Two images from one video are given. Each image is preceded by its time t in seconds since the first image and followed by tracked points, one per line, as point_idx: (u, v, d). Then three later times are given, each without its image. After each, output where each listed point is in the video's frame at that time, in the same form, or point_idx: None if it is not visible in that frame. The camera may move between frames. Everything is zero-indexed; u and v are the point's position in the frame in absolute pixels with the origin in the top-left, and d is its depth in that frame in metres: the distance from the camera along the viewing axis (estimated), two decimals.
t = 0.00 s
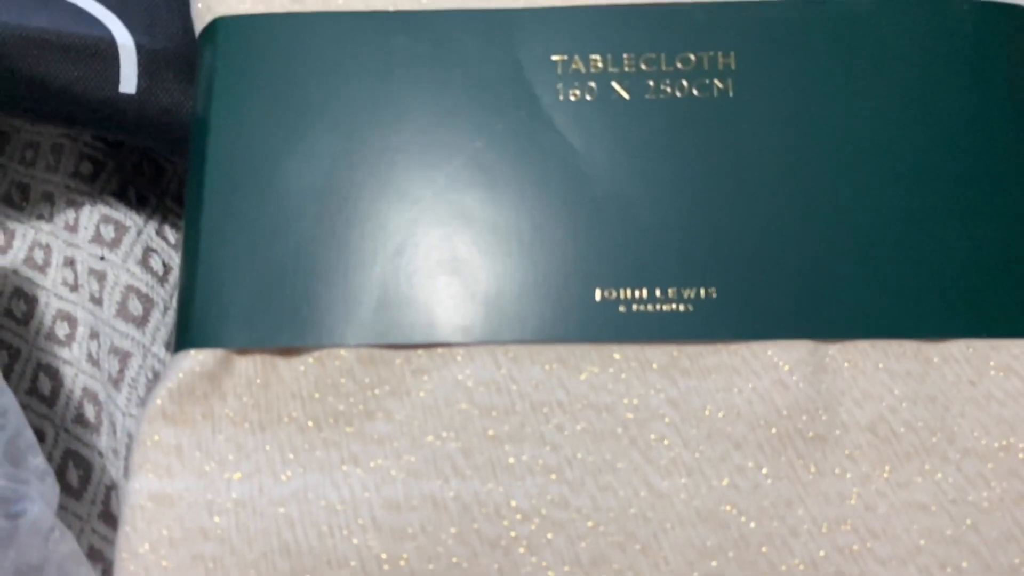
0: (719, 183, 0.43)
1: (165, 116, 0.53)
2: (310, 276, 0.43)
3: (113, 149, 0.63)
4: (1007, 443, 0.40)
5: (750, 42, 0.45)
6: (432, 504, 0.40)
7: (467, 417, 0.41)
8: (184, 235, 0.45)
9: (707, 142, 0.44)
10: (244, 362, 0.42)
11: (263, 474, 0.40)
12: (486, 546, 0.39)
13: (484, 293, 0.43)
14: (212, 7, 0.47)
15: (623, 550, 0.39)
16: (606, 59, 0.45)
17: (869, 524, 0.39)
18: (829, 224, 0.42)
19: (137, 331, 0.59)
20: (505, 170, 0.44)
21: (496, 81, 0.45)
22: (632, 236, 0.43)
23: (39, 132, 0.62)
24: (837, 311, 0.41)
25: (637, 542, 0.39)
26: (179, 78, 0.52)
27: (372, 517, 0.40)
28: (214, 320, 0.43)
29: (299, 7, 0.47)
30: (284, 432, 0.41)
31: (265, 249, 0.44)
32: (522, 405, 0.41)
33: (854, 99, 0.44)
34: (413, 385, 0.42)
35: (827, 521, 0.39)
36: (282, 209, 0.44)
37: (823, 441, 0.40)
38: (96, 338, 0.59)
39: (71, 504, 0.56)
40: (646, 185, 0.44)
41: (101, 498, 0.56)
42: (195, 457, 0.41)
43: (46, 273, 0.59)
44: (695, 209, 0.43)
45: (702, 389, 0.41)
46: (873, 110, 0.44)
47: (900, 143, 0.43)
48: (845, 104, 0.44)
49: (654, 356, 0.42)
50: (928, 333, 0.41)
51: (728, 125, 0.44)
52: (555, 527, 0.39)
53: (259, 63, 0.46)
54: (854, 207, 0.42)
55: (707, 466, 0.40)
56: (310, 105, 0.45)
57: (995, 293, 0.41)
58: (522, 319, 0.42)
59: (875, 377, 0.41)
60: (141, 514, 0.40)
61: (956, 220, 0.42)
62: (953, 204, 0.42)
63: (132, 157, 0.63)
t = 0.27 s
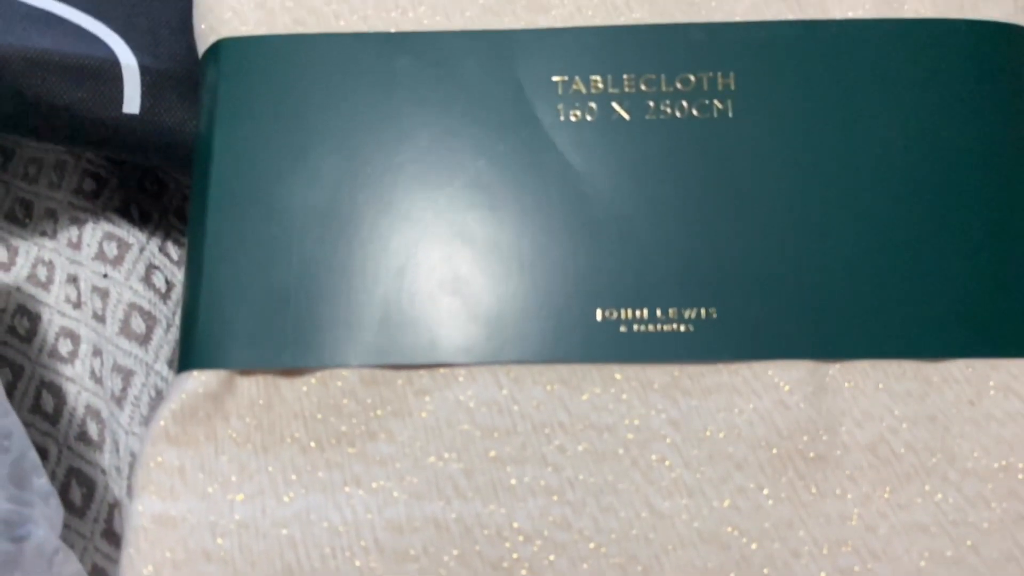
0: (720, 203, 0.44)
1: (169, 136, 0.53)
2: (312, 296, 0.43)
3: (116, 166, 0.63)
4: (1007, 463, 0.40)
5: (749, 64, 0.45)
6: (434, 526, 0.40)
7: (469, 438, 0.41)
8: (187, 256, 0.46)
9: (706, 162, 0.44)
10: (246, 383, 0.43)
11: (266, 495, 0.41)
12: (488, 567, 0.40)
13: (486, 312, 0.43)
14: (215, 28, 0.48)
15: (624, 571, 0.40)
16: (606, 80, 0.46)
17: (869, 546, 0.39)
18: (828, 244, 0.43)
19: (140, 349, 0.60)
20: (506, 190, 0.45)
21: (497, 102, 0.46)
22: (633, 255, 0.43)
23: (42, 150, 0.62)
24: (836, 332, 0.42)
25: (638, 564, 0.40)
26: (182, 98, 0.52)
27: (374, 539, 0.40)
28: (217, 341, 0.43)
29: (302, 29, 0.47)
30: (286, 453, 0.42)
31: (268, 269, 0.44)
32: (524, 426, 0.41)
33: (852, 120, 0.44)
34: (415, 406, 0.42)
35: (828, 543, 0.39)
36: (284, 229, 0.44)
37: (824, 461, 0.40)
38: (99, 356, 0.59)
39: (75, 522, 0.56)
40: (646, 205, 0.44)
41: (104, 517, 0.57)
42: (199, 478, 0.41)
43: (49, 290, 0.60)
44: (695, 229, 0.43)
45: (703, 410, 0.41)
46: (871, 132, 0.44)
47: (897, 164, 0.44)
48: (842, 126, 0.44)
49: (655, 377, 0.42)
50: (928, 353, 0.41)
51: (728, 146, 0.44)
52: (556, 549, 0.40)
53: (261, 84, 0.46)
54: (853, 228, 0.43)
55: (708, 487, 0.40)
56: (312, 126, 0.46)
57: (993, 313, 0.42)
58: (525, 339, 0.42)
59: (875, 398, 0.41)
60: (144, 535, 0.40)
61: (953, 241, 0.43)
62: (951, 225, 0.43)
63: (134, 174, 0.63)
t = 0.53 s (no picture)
0: (720, 223, 0.44)
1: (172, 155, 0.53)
2: (315, 316, 0.44)
3: (119, 183, 0.63)
4: (1007, 484, 0.41)
5: (749, 84, 0.45)
6: (437, 548, 0.41)
7: (471, 460, 0.42)
8: (190, 276, 0.46)
9: (707, 183, 0.44)
10: (249, 404, 0.43)
11: (269, 516, 0.41)
12: None
13: (487, 332, 0.43)
14: (217, 48, 0.48)
15: None
16: (607, 100, 0.46)
17: (869, 566, 0.40)
18: (828, 264, 0.43)
19: (142, 366, 0.60)
20: (506, 210, 0.45)
21: (498, 122, 0.46)
22: (634, 275, 0.43)
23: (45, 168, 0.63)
24: (836, 351, 0.42)
25: None
26: (185, 117, 0.52)
27: (378, 561, 0.41)
28: (220, 362, 0.43)
29: (304, 50, 0.47)
30: (289, 474, 0.42)
31: (270, 290, 0.44)
32: (526, 447, 0.42)
33: (851, 140, 0.44)
34: (417, 427, 0.42)
35: (828, 563, 0.40)
36: (287, 249, 0.45)
37: (824, 482, 0.41)
38: (102, 373, 0.59)
39: (77, 540, 0.56)
40: (647, 225, 0.44)
41: (107, 535, 0.57)
42: (202, 500, 0.42)
43: (52, 306, 0.60)
44: (695, 249, 0.43)
45: (703, 430, 0.42)
46: (870, 152, 0.44)
47: (896, 184, 0.44)
48: (842, 145, 0.44)
49: (656, 397, 0.42)
50: (927, 373, 0.42)
51: (728, 165, 0.44)
52: (559, 570, 0.40)
53: (262, 105, 0.46)
54: (853, 247, 0.43)
55: (710, 508, 0.41)
56: (314, 147, 0.46)
57: (992, 333, 0.42)
58: (526, 359, 0.43)
59: (875, 418, 0.42)
60: (148, 557, 0.41)
61: (952, 261, 0.43)
62: (950, 246, 0.43)
63: (136, 191, 0.64)
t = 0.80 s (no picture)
0: (720, 242, 0.44)
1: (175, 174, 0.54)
2: (317, 336, 0.44)
3: (121, 200, 0.64)
4: (1007, 503, 0.41)
5: (748, 104, 0.46)
6: (439, 568, 0.41)
7: (472, 480, 0.42)
8: (193, 296, 0.46)
9: (707, 202, 0.45)
10: (252, 424, 0.43)
11: (272, 537, 0.42)
12: None
13: (488, 351, 0.43)
14: (219, 69, 0.48)
15: None
16: (607, 119, 0.46)
17: None
18: (827, 282, 0.43)
19: (145, 384, 0.60)
20: (507, 230, 0.45)
21: (498, 142, 0.46)
22: (635, 294, 0.44)
23: (48, 184, 0.63)
24: (836, 370, 0.42)
25: None
26: (188, 137, 0.53)
27: None
28: (223, 383, 0.43)
29: (306, 70, 0.47)
30: (292, 494, 0.42)
31: (273, 310, 0.44)
32: (528, 467, 0.42)
33: (850, 159, 0.45)
34: (419, 447, 0.43)
35: None
36: (289, 269, 0.45)
37: (826, 502, 0.41)
38: (105, 391, 0.59)
39: (80, 558, 0.56)
40: (647, 244, 0.44)
41: (110, 553, 0.56)
42: (205, 520, 0.42)
43: (54, 323, 0.60)
44: (696, 268, 0.44)
45: (704, 450, 0.42)
46: (870, 171, 0.45)
47: (895, 202, 0.44)
48: (841, 164, 0.45)
49: (657, 416, 0.42)
50: (926, 392, 0.42)
51: (728, 184, 0.45)
52: None
53: (264, 125, 0.47)
54: (852, 266, 0.43)
55: (712, 528, 0.41)
56: (316, 167, 0.46)
57: (992, 352, 0.42)
58: (527, 378, 0.43)
59: (876, 437, 0.42)
60: None
61: (951, 279, 0.43)
62: (949, 264, 0.43)
63: (139, 208, 0.64)
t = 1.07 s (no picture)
0: (722, 260, 0.44)
1: (180, 193, 0.54)
2: (321, 356, 0.44)
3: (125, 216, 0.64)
4: (1009, 521, 0.42)
5: (750, 122, 0.46)
6: None
7: (476, 499, 0.42)
8: (198, 315, 0.46)
9: (709, 219, 0.45)
10: (257, 444, 0.43)
11: (278, 557, 0.42)
12: None
13: (491, 370, 0.44)
14: (224, 89, 0.49)
15: None
16: (610, 138, 0.46)
17: None
18: (829, 300, 0.43)
19: (150, 401, 0.60)
20: (510, 249, 0.45)
21: (501, 161, 0.46)
22: (637, 313, 0.44)
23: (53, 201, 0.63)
24: (838, 388, 0.42)
25: None
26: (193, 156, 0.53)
27: None
28: (228, 402, 0.43)
29: (309, 90, 0.48)
30: (297, 513, 0.43)
31: (277, 329, 0.44)
32: (532, 486, 0.42)
33: (851, 176, 0.45)
34: (423, 466, 0.43)
35: None
36: (293, 289, 0.45)
37: (829, 521, 0.41)
38: (110, 408, 0.60)
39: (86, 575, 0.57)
40: (649, 262, 0.44)
41: (116, 570, 0.57)
42: (211, 541, 0.42)
43: (60, 339, 0.61)
44: (698, 286, 0.44)
45: (707, 468, 0.42)
46: (871, 189, 0.45)
47: (896, 220, 0.44)
48: (842, 182, 0.45)
49: (660, 434, 0.43)
50: (928, 409, 0.42)
51: (730, 202, 0.45)
52: None
53: (268, 145, 0.47)
54: (854, 284, 0.43)
55: (716, 548, 0.41)
56: (319, 187, 0.46)
57: (995, 370, 0.42)
58: (531, 397, 0.43)
59: (878, 454, 0.42)
60: None
61: (954, 297, 0.43)
62: (951, 281, 0.44)
63: (143, 223, 0.64)
